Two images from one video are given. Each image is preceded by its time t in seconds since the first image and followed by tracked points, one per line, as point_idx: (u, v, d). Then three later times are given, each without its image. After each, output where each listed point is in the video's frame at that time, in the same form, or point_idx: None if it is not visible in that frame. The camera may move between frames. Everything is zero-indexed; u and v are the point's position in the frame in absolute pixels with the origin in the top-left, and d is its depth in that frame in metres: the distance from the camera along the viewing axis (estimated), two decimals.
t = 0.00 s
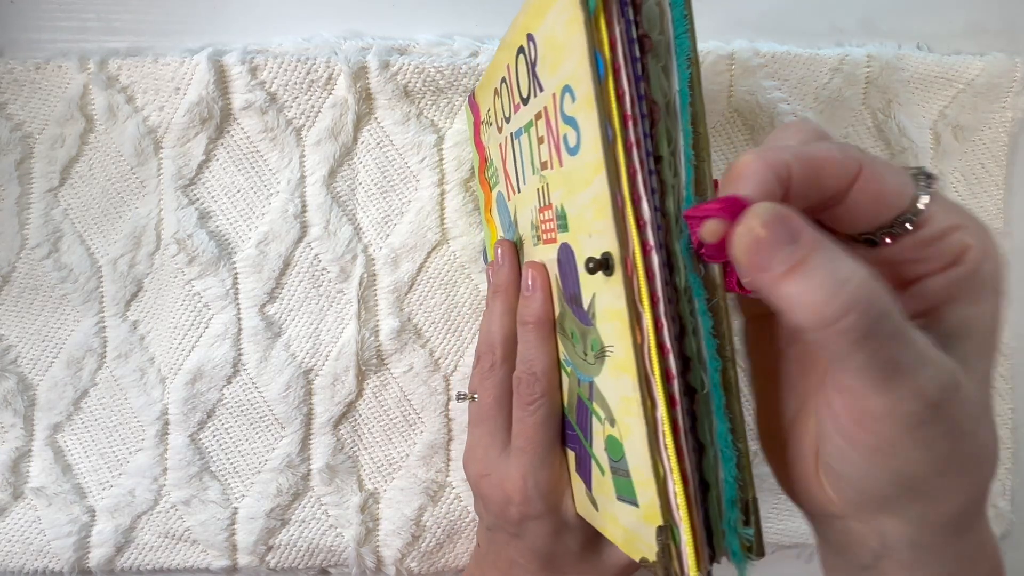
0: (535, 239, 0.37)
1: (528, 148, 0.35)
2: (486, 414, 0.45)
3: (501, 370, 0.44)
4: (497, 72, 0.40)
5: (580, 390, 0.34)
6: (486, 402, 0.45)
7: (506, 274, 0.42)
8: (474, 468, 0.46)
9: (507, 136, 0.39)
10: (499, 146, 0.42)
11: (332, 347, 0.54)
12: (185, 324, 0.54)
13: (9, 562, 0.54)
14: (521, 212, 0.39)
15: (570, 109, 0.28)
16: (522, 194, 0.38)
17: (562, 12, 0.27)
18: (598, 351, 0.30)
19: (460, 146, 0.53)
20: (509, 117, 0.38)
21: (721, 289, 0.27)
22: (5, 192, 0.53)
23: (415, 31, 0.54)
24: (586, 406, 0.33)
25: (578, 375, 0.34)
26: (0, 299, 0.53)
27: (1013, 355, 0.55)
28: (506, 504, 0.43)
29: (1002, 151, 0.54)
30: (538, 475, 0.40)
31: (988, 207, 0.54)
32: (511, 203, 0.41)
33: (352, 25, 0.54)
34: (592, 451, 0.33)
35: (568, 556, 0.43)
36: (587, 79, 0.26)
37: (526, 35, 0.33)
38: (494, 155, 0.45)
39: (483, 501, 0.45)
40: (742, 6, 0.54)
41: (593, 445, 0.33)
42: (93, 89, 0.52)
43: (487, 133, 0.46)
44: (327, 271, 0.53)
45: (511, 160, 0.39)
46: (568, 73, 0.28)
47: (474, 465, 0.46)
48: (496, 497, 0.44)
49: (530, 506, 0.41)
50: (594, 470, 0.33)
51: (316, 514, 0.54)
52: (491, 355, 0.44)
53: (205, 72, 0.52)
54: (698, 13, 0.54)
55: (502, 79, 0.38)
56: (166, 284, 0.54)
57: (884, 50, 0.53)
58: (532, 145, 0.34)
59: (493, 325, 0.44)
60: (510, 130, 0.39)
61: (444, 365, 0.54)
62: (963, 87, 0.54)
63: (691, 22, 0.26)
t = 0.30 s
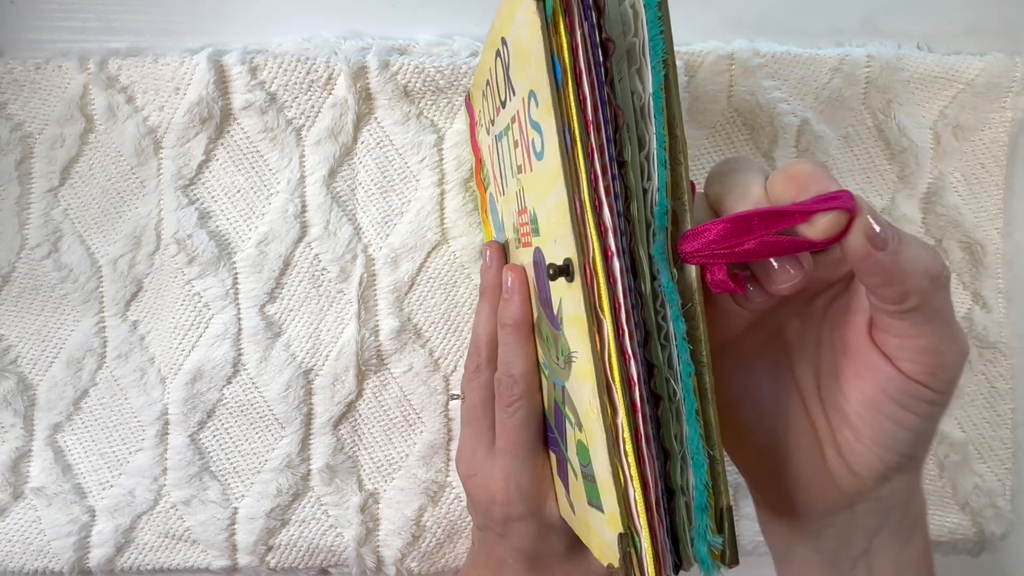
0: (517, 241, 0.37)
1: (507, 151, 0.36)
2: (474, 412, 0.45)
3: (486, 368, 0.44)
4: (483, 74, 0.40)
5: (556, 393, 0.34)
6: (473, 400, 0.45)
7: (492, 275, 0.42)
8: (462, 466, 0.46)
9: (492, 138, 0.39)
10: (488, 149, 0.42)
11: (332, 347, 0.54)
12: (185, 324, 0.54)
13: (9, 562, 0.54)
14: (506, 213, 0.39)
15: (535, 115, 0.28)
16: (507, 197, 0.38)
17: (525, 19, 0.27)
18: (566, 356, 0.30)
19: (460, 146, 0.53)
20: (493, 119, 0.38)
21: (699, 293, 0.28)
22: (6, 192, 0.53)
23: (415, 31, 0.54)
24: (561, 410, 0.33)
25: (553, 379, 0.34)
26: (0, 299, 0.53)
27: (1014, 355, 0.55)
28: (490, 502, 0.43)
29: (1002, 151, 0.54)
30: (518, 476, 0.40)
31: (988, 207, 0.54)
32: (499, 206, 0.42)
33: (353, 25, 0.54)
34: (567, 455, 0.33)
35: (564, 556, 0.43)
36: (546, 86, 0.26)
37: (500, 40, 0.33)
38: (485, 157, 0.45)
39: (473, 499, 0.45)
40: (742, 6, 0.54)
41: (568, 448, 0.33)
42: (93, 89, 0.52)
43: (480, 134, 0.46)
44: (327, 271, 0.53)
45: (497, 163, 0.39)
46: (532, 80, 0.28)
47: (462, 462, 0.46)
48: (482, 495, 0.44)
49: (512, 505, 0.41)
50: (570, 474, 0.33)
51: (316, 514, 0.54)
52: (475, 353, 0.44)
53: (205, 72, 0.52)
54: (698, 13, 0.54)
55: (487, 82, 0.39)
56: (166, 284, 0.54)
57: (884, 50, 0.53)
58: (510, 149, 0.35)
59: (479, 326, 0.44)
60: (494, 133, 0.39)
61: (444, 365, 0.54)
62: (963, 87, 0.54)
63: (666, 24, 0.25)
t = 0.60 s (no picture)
0: (519, 241, 0.37)
1: (510, 151, 0.36)
2: (475, 414, 0.45)
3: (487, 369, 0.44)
4: (485, 74, 0.40)
5: (559, 394, 0.34)
6: (474, 401, 0.45)
7: (494, 276, 0.43)
8: (464, 467, 0.46)
9: (494, 138, 0.39)
10: (490, 149, 0.42)
11: (332, 347, 0.54)
12: (185, 324, 0.54)
13: (8, 562, 0.54)
14: (508, 213, 0.39)
15: (539, 114, 0.28)
16: (509, 197, 0.38)
17: (530, 19, 0.27)
18: (570, 356, 0.30)
19: (460, 146, 0.53)
20: (495, 119, 0.38)
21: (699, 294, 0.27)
22: (6, 192, 0.53)
23: (415, 31, 0.54)
24: (564, 410, 0.33)
25: (556, 380, 0.34)
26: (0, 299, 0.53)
27: (1013, 355, 0.55)
28: (492, 504, 0.43)
29: (1002, 151, 0.54)
30: (519, 476, 0.40)
31: (988, 207, 0.54)
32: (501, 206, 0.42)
33: (353, 26, 0.54)
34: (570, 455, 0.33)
35: (565, 556, 0.42)
36: (551, 86, 0.26)
37: (504, 39, 0.33)
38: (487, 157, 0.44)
39: (474, 499, 0.45)
40: (742, 6, 0.54)
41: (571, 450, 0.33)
42: (93, 89, 0.52)
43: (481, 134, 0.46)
44: (327, 271, 0.53)
45: (499, 163, 0.39)
46: (536, 80, 0.28)
47: (464, 463, 0.46)
48: (484, 496, 0.43)
49: (513, 506, 0.41)
50: (573, 475, 0.33)
51: (316, 514, 0.54)
52: (477, 353, 0.44)
53: (205, 72, 0.52)
54: (698, 13, 0.54)
55: (488, 83, 0.39)
56: (166, 284, 0.54)
57: (884, 50, 0.53)
58: (513, 149, 0.35)
59: (480, 326, 0.44)
60: (496, 134, 0.39)
61: (444, 365, 0.54)
62: (963, 87, 0.54)
63: (669, 25, 0.25)
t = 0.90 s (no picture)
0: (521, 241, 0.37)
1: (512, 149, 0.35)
2: (474, 414, 0.45)
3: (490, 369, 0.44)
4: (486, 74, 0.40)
5: (562, 393, 0.34)
6: (474, 402, 0.45)
7: (494, 275, 0.42)
8: (464, 467, 0.46)
9: (496, 136, 0.39)
10: (491, 148, 0.42)
11: (332, 347, 0.54)
12: (185, 324, 0.54)
13: (8, 562, 0.54)
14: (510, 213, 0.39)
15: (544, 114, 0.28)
16: (510, 196, 0.38)
17: (534, 17, 0.27)
18: (574, 355, 0.30)
19: (460, 146, 0.53)
20: (497, 119, 0.38)
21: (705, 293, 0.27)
22: (6, 192, 0.53)
23: (415, 31, 0.54)
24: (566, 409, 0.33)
25: (559, 379, 0.34)
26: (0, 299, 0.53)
27: (1013, 355, 0.55)
28: (493, 503, 0.43)
29: (1002, 151, 0.54)
30: (520, 475, 0.40)
31: (988, 207, 0.54)
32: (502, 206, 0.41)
33: (353, 26, 0.54)
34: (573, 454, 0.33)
35: (566, 555, 0.42)
36: (554, 85, 0.26)
37: (507, 38, 0.33)
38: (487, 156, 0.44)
39: (474, 498, 0.45)
40: (742, 6, 0.54)
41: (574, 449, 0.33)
42: (93, 89, 0.52)
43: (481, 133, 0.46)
44: (327, 271, 0.53)
45: (501, 161, 0.39)
46: (541, 78, 0.28)
47: (464, 463, 0.46)
48: (484, 496, 0.44)
49: (514, 506, 0.41)
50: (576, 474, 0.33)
51: (316, 514, 0.54)
52: (478, 353, 0.44)
53: (205, 72, 0.52)
54: (699, 14, 0.54)
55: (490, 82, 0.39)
56: (166, 284, 0.54)
57: (884, 50, 0.53)
58: (516, 148, 0.34)
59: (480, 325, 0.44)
60: (498, 133, 0.39)
61: (444, 365, 0.54)
62: (963, 87, 0.54)
63: (676, 25, 0.26)
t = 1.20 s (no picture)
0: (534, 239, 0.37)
1: (528, 147, 0.35)
2: (480, 413, 0.45)
3: (498, 369, 0.44)
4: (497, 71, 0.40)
5: (580, 391, 0.33)
6: (481, 401, 0.45)
7: (502, 274, 0.42)
8: (470, 467, 0.46)
9: (507, 134, 0.39)
10: (499, 146, 0.42)
11: (332, 347, 0.54)
12: (185, 324, 0.54)
13: (8, 562, 0.54)
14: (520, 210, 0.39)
15: (570, 109, 0.28)
16: (522, 194, 0.38)
17: (563, 13, 0.27)
18: (599, 352, 0.29)
19: (460, 146, 0.53)
20: (510, 116, 0.38)
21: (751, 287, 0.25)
22: (6, 192, 0.53)
23: (415, 31, 0.54)
24: (586, 407, 0.33)
25: (578, 376, 0.34)
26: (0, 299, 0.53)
27: (1014, 355, 0.55)
28: (501, 503, 0.43)
29: (1002, 151, 0.54)
30: (530, 475, 0.40)
31: (988, 207, 0.54)
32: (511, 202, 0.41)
33: (353, 26, 0.54)
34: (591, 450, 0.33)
35: (567, 556, 0.42)
36: (588, 80, 0.26)
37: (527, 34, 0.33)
38: (494, 155, 0.44)
39: (481, 498, 0.45)
40: (742, 7, 0.54)
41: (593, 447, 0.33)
42: (94, 89, 0.52)
43: (485, 133, 0.46)
44: (327, 271, 0.53)
45: (511, 159, 0.39)
46: (569, 74, 0.28)
47: (470, 463, 0.46)
48: (492, 496, 0.44)
49: (523, 506, 0.41)
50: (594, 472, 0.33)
51: (316, 514, 0.54)
52: (484, 351, 0.44)
53: (205, 72, 0.52)
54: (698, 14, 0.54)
55: (502, 79, 0.38)
56: (166, 284, 0.54)
57: (884, 50, 0.53)
58: (533, 145, 0.34)
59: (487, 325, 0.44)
60: (510, 131, 0.38)
61: (444, 365, 0.54)
62: (963, 87, 0.54)
63: (714, 21, 0.24)
